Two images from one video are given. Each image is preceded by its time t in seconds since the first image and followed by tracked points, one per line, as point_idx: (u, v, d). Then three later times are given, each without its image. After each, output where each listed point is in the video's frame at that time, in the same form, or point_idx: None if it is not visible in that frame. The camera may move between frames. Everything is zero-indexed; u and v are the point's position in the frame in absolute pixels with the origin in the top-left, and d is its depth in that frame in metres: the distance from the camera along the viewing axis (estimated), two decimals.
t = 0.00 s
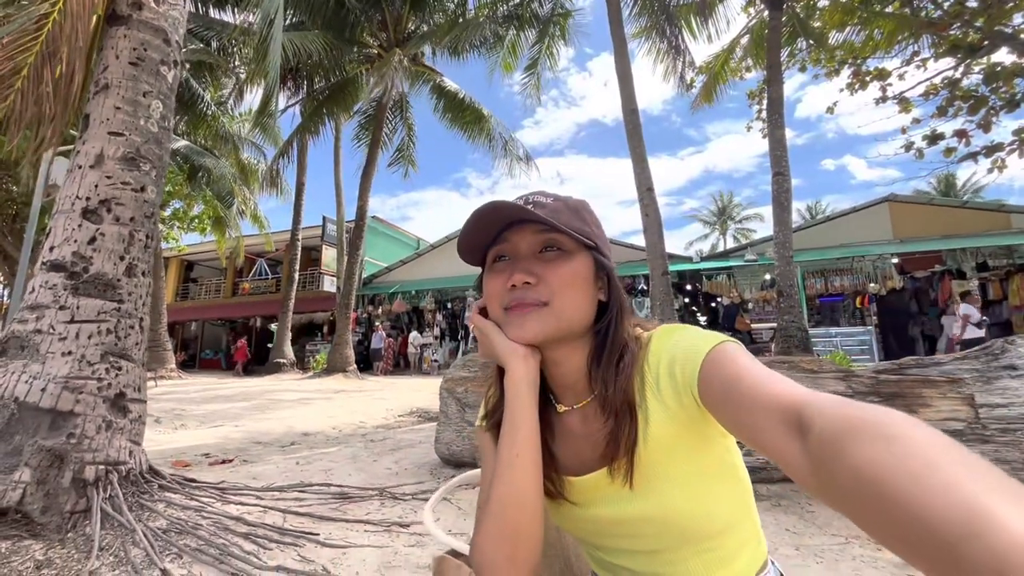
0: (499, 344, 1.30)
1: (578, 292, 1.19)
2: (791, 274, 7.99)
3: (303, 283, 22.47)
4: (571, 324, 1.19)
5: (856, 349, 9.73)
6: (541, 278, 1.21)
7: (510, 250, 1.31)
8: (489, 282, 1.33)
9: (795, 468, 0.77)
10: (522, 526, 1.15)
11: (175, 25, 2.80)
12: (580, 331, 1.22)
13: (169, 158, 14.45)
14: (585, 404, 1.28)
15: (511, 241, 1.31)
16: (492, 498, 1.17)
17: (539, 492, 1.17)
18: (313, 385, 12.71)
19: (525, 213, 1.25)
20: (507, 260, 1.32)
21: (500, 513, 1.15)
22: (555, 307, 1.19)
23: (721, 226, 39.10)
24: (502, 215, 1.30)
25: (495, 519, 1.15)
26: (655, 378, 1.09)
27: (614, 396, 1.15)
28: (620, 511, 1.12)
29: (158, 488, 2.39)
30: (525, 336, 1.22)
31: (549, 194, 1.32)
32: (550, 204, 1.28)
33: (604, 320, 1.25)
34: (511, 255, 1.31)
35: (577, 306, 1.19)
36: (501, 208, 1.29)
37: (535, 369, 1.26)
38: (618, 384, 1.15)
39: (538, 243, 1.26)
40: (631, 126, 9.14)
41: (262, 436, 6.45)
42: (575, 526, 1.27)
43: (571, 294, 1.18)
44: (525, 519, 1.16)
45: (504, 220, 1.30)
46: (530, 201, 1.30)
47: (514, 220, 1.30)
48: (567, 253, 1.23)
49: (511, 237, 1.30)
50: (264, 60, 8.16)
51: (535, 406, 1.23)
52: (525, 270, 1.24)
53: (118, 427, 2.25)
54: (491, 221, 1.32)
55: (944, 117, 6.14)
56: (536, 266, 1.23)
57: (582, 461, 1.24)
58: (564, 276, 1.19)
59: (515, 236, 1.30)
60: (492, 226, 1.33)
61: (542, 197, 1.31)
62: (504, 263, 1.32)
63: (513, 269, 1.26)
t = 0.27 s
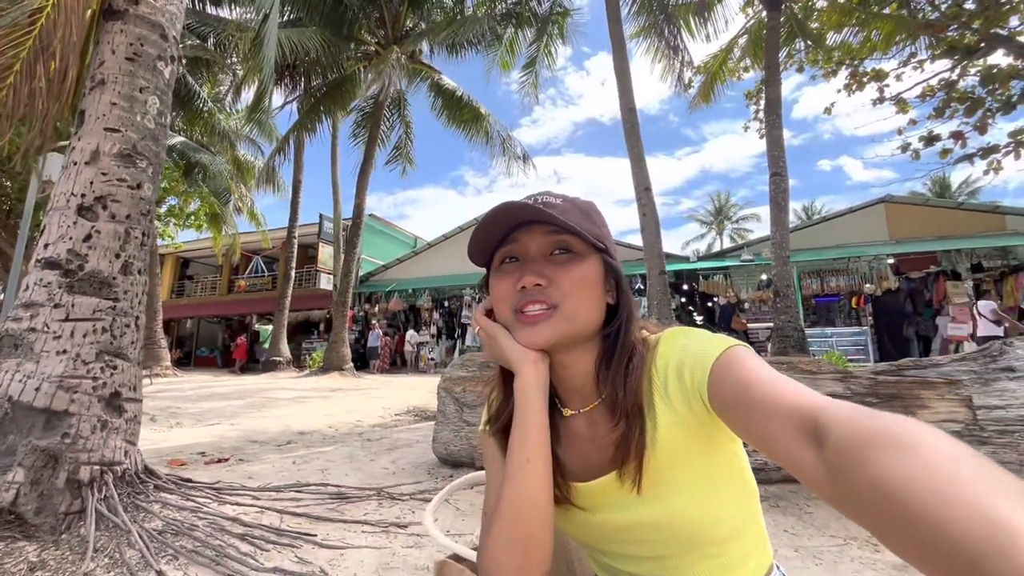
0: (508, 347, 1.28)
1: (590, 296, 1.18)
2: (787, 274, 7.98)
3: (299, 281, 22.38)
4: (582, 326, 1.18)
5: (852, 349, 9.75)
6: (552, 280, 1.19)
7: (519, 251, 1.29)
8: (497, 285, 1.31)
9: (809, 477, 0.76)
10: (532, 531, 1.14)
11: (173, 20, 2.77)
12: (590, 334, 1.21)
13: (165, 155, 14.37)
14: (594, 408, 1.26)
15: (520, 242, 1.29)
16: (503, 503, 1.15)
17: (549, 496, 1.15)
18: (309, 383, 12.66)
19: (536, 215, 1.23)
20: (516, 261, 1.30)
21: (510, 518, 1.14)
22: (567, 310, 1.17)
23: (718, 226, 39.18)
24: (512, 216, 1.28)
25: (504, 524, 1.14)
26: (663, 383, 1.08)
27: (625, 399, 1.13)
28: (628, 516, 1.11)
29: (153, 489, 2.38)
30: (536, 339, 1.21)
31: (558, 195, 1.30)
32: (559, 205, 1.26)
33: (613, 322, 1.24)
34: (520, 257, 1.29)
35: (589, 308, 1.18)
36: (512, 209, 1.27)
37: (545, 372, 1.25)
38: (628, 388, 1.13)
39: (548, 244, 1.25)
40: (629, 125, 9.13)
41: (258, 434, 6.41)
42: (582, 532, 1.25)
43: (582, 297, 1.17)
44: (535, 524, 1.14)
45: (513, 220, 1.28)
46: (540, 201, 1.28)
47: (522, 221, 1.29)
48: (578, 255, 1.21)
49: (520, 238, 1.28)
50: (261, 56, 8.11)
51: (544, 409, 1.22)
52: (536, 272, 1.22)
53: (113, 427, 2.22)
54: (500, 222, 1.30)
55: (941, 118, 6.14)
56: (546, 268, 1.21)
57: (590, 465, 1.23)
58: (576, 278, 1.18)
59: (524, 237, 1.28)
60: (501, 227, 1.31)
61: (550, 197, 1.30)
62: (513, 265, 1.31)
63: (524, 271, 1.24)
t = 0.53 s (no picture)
0: (503, 350, 1.27)
1: (587, 299, 1.17)
2: (784, 276, 7.97)
3: (295, 280, 22.33)
4: (578, 329, 1.17)
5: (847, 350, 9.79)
6: (549, 284, 1.18)
7: (513, 254, 1.28)
8: (491, 288, 1.30)
9: (805, 479, 0.75)
10: (524, 534, 1.13)
11: (167, 17, 2.75)
12: (585, 337, 1.20)
13: (161, 153, 14.31)
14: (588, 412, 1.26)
15: (514, 244, 1.28)
16: (495, 506, 1.14)
17: (542, 499, 1.15)
18: (305, 383, 12.61)
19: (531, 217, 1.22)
20: (511, 264, 1.29)
21: (505, 522, 1.13)
22: (563, 313, 1.16)
23: (716, 227, 39.25)
24: (507, 219, 1.27)
25: (496, 528, 1.13)
26: (657, 385, 1.07)
27: (619, 403, 1.12)
28: (621, 519, 1.10)
29: (145, 490, 2.36)
30: (531, 342, 1.20)
31: (552, 197, 1.30)
32: (554, 207, 1.25)
33: (608, 325, 1.23)
34: (515, 260, 1.28)
35: (585, 312, 1.17)
36: (507, 211, 1.26)
37: (540, 375, 1.23)
38: (623, 390, 1.12)
39: (543, 247, 1.24)
40: (627, 126, 9.13)
41: (253, 434, 6.39)
42: (574, 536, 1.24)
43: (579, 300, 1.16)
44: (527, 527, 1.13)
45: (507, 223, 1.27)
46: (534, 204, 1.27)
47: (517, 223, 1.27)
48: (572, 258, 1.21)
49: (515, 241, 1.27)
50: (258, 55, 8.07)
51: (539, 412, 1.21)
52: (532, 275, 1.21)
53: (103, 427, 2.20)
54: (495, 225, 1.29)
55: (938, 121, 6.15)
56: (542, 272, 1.20)
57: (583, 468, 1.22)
58: (572, 281, 1.17)
59: (519, 239, 1.27)
60: (495, 230, 1.30)
61: (545, 199, 1.28)
62: (508, 267, 1.29)
63: (520, 275, 1.23)
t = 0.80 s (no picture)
0: (497, 350, 1.27)
1: (579, 298, 1.18)
2: (782, 277, 7.98)
3: (294, 279, 22.30)
4: (571, 328, 1.18)
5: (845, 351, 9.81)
6: (541, 282, 1.19)
7: (507, 254, 1.29)
8: (485, 288, 1.31)
9: (798, 478, 0.76)
10: (515, 532, 1.13)
11: (166, 16, 2.75)
12: (578, 336, 1.21)
13: (160, 152, 14.31)
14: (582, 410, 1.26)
15: (508, 244, 1.28)
16: (488, 504, 1.15)
17: (534, 497, 1.15)
18: (303, 382, 12.59)
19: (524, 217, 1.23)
20: (504, 264, 1.30)
21: (499, 520, 1.13)
22: (555, 312, 1.17)
23: (715, 228, 39.28)
24: (499, 218, 1.28)
25: (488, 526, 1.13)
26: (651, 385, 1.07)
27: (613, 402, 1.12)
28: (616, 518, 1.10)
29: (141, 489, 2.36)
30: (525, 342, 1.21)
31: (545, 197, 1.30)
32: (547, 206, 1.26)
33: (602, 323, 1.24)
34: (508, 260, 1.29)
35: (577, 311, 1.18)
36: (499, 211, 1.27)
37: (534, 375, 1.24)
38: (617, 389, 1.13)
39: (536, 246, 1.25)
40: (627, 127, 9.14)
41: (251, 433, 6.38)
42: (569, 534, 1.25)
43: (571, 299, 1.17)
44: (519, 526, 1.14)
45: (501, 223, 1.28)
46: (527, 204, 1.28)
47: (510, 223, 1.28)
48: (565, 257, 1.21)
49: (509, 240, 1.28)
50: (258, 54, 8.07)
51: (533, 411, 1.21)
52: (524, 275, 1.22)
53: (100, 426, 2.20)
54: (488, 225, 1.30)
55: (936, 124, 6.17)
56: (535, 271, 1.21)
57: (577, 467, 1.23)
58: (565, 280, 1.18)
59: (512, 239, 1.27)
60: (488, 230, 1.31)
61: (538, 199, 1.29)
62: (501, 267, 1.30)
63: (512, 274, 1.24)
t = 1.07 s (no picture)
0: (502, 344, 1.27)
1: (585, 291, 1.18)
2: (782, 279, 7.97)
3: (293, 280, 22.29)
4: (576, 322, 1.18)
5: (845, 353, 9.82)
6: (547, 276, 1.19)
7: (511, 248, 1.29)
8: (490, 281, 1.31)
9: (805, 474, 0.76)
10: (523, 529, 1.13)
11: (165, 14, 2.75)
12: (583, 330, 1.21)
13: (161, 151, 14.31)
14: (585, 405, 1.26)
15: (513, 238, 1.28)
16: (495, 500, 1.14)
17: (541, 493, 1.15)
18: (302, 383, 12.57)
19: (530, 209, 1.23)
20: (508, 257, 1.30)
21: (502, 515, 1.13)
22: (561, 306, 1.17)
23: (715, 230, 39.33)
24: (505, 211, 1.28)
25: (496, 523, 1.13)
26: (656, 379, 1.07)
27: (617, 397, 1.12)
28: (619, 514, 1.10)
29: (139, 486, 2.35)
30: (531, 336, 1.20)
31: (550, 189, 1.30)
32: (552, 200, 1.26)
33: (606, 318, 1.24)
34: (512, 253, 1.29)
35: (583, 305, 1.18)
36: (505, 204, 1.27)
37: (539, 369, 1.24)
38: (621, 384, 1.13)
39: (541, 240, 1.25)
40: (627, 128, 9.15)
41: (249, 433, 6.37)
42: (571, 530, 1.24)
43: (576, 292, 1.17)
44: (526, 522, 1.14)
45: (506, 216, 1.28)
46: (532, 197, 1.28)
47: (515, 216, 1.28)
48: (570, 251, 1.22)
49: (514, 234, 1.28)
50: (259, 55, 8.06)
51: (539, 407, 1.21)
52: (529, 268, 1.22)
53: (98, 423, 2.20)
54: (492, 218, 1.30)
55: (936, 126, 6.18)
56: (541, 264, 1.21)
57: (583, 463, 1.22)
58: (571, 274, 1.18)
59: (517, 233, 1.27)
60: (493, 223, 1.31)
61: (543, 192, 1.29)
62: (505, 260, 1.30)
63: (517, 266, 1.24)
